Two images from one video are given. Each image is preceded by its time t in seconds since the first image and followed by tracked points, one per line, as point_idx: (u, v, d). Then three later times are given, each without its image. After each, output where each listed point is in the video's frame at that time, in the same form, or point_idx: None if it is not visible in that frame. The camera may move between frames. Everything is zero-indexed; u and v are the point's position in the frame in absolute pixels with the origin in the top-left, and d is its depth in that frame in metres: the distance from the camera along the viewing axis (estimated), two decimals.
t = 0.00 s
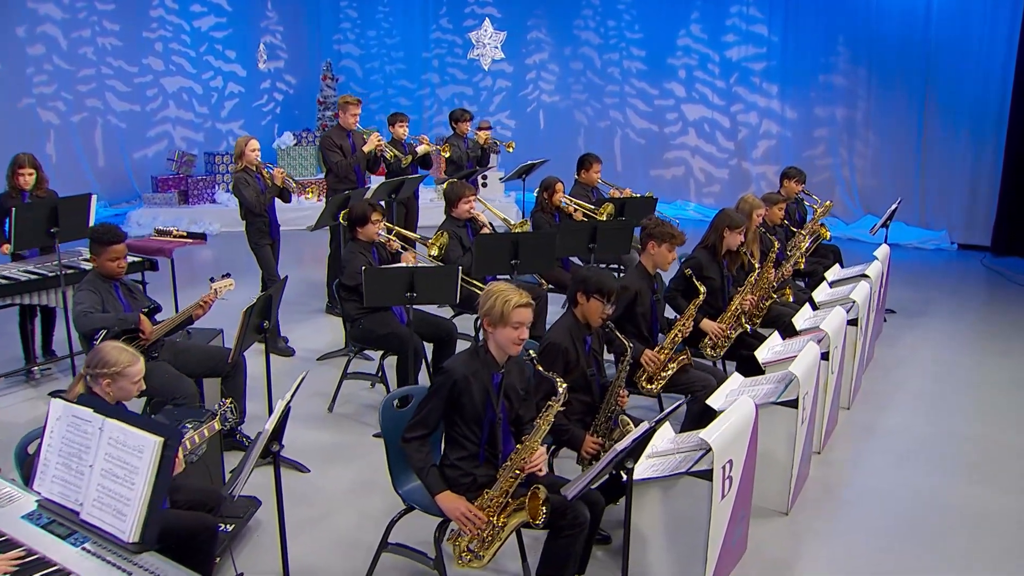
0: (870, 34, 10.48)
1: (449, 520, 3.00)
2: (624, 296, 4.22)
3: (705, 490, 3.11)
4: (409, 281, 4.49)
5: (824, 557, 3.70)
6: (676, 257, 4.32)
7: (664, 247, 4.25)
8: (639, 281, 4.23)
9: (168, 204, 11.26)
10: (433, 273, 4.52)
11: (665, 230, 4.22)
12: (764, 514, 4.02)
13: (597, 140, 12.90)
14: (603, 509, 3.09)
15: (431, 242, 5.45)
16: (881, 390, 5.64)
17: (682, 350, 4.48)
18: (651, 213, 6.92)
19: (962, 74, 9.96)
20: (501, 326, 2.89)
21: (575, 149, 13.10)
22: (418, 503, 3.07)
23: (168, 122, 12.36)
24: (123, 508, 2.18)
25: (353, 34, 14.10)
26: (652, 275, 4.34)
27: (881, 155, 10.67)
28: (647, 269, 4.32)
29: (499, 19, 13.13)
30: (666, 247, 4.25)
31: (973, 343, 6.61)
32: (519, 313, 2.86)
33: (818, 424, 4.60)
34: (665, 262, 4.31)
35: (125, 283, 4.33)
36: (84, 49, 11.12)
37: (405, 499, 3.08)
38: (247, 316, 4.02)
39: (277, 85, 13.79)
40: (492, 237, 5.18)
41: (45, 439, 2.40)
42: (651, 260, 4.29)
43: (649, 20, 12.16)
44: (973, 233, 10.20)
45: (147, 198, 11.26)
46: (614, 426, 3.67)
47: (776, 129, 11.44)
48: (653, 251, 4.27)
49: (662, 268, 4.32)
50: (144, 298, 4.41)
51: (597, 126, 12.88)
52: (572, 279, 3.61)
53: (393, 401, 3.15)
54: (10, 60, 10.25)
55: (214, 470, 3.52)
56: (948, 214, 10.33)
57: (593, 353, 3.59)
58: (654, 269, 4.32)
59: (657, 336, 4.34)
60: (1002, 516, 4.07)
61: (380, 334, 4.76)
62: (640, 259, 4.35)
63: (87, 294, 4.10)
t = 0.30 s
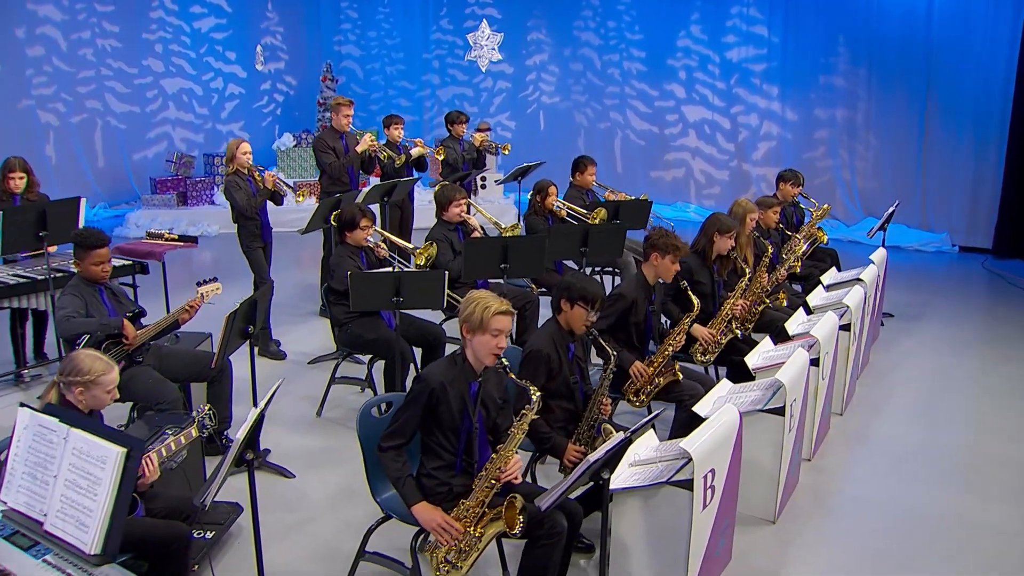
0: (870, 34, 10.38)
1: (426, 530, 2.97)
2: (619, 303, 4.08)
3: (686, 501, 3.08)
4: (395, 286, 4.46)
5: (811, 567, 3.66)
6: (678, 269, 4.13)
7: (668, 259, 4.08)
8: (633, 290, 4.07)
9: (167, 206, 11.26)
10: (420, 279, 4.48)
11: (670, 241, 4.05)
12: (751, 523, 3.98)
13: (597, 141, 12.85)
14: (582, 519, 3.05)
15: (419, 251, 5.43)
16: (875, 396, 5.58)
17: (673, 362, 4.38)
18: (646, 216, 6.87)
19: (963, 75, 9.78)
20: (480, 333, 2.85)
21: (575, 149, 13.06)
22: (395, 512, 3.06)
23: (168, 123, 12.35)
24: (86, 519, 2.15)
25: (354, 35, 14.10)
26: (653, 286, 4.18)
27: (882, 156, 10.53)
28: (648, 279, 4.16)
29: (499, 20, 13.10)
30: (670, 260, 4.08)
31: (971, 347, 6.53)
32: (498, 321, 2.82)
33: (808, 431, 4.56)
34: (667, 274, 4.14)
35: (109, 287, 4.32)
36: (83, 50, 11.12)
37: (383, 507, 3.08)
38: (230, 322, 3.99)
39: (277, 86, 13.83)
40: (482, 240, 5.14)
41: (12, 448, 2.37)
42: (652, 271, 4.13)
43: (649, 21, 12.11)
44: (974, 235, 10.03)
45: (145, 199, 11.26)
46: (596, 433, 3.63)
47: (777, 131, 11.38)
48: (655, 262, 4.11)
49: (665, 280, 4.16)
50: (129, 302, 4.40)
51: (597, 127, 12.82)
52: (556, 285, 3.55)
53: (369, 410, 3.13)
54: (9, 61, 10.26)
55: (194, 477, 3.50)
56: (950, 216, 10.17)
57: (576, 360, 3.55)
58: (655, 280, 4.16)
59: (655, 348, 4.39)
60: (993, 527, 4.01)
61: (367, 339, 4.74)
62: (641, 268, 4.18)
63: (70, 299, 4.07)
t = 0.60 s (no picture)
0: (875, 34, 10.22)
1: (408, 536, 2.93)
2: (615, 309, 3.96)
3: (670, 509, 3.04)
4: (387, 290, 4.45)
5: None
6: (676, 276, 4.00)
7: (667, 266, 3.97)
8: (627, 297, 3.96)
9: (172, 206, 11.29)
10: (412, 282, 4.47)
11: (669, 248, 3.93)
12: (741, 531, 3.94)
13: (603, 142, 12.81)
14: (564, 528, 3.03)
15: (414, 255, 5.41)
16: (874, 401, 5.52)
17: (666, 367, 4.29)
18: (646, 219, 6.87)
19: (972, 76, 9.61)
20: (460, 340, 2.83)
21: (580, 150, 13.01)
22: (377, 519, 3.04)
23: (173, 123, 12.39)
24: (56, 526, 2.15)
25: (360, 36, 14.09)
26: (650, 292, 4.06)
27: (888, 158, 10.38)
28: (645, 285, 4.05)
29: (504, 20, 13.06)
30: (669, 267, 3.96)
31: (975, 351, 6.43)
32: (479, 328, 2.79)
33: (803, 436, 4.51)
34: (664, 281, 4.02)
35: (100, 290, 4.32)
36: (89, 51, 11.16)
37: (365, 513, 3.06)
38: (219, 325, 3.98)
39: (283, 86, 13.86)
40: (477, 243, 5.17)
41: None
42: (650, 277, 4.01)
43: (653, 21, 12.04)
44: (981, 238, 9.84)
45: (149, 200, 11.29)
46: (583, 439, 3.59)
47: (782, 132, 11.26)
48: (654, 268, 3.99)
49: (662, 286, 4.04)
50: (120, 305, 4.40)
51: (602, 128, 12.78)
52: (545, 290, 3.49)
53: (353, 415, 3.11)
54: (14, 63, 10.32)
55: (178, 480, 3.52)
56: (958, 218, 10.00)
57: (564, 366, 3.50)
58: (652, 286, 4.04)
59: (649, 356, 4.29)
60: (985, 537, 3.94)
61: (360, 342, 4.75)
62: (639, 273, 4.07)
63: (61, 302, 4.07)
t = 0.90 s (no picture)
0: (888, 34, 10.09)
1: (397, 538, 2.89)
2: (612, 310, 3.92)
3: (661, 515, 3.01)
4: (385, 291, 4.45)
5: None
6: (673, 277, 3.95)
7: (662, 266, 3.91)
8: (623, 299, 3.91)
9: (183, 206, 11.35)
10: (410, 283, 4.45)
11: (665, 248, 3.87)
12: (738, 536, 3.89)
13: (614, 143, 12.74)
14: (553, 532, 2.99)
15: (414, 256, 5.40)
16: (879, 406, 5.44)
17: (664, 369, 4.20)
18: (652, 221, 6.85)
19: (987, 77, 9.47)
20: (445, 340, 2.82)
21: (592, 151, 12.94)
22: (367, 522, 3.00)
23: (186, 123, 12.46)
24: (33, 528, 2.16)
25: (372, 36, 14.08)
26: (646, 293, 4.02)
27: (901, 159, 10.23)
28: (641, 286, 4.00)
29: (516, 20, 13.02)
30: (665, 267, 3.90)
31: (986, 356, 6.33)
32: (462, 326, 2.78)
33: (803, 441, 4.45)
34: (659, 281, 3.97)
35: (100, 291, 4.33)
36: (102, 51, 11.26)
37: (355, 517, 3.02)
38: (216, 324, 3.99)
39: (296, 86, 13.92)
40: (478, 243, 5.14)
41: None
42: (645, 277, 3.96)
43: (665, 21, 11.97)
44: (996, 241, 9.70)
45: (161, 199, 11.37)
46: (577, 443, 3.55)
47: (794, 133, 11.13)
48: (649, 268, 3.94)
49: (658, 287, 3.99)
50: (119, 306, 4.41)
51: (614, 129, 12.72)
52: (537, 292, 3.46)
53: (343, 418, 3.10)
54: (28, 63, 10.42)
55: (171, 480, 3.53)
56: (973, 220, 9.83)
57: (557, 369, 3.46)
58: (648, 287, 3.99)
59: (646, 357, 4.17)
60: (989, 545, 3.87)
61: (359, 343, 4.75)
62: (635, 274, 4.02)
63: (60, 301, 4.08)
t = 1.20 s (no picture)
0: (907, 32, 9.94)
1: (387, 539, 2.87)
2: (611, 310, 3.88)
3: (654, 516, 2.99)
4: (388, 289, 4.44)
5: None
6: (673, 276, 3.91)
7: (661, 265, 3.85)
8: (623, 298, 3.88)
9: (199, 203, 11.43)
10: (412, 282, 4.45)
11: (664, 246, 3.82)
12: (737, 539, 3.85)
13: (630, 142, 12.66)
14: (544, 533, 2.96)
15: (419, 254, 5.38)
16: (888, 409, 5.36)
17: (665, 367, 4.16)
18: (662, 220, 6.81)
19: (1008, 76, 9.30)
20: (438, 344, 2.76)
21: (607, 149, 12.87)
22: (359, 521, 3.00)
23: (203, 122, 12.56)
24: (17, 521, 2.27)
25: (390, 35, 14.16)
26: (646, 292, 3.97)
27: (919, 159, 10.09)
28: (640, 285, 3.95)
29: (533, 18, 12.97)
30: (664, 266, 3.85)
31: (1000, 358, 6.21)
32: (455, 331, 2.74)
33: (807, 444, 4.39)
34: (659, 280, 3.92)
35: (105, 287, 4.36)
36: (121, 50, 11.36)
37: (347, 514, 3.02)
38: (217, 320, 4.00)
39: (313, 84, 13.97)
40: (483, 242, 5.14)
41: None
42: (645, 276, 3.91)
43: (682, 19, 11.87)
44: (1016, 242, 9.52)
45: (178, 197, 11.47)
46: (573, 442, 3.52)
47: (811, 132, 10.98)
48: (648, 267, 3.88)
49: (657, 286, 3.94)
50: (124, 302, 4.44)
51: (630, 128, 12.64)
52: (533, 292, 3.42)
53: (338, 416, 3.08)
54: (48, 62, 10.54)
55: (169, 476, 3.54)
56: (993, 221, 9.66)
57: (554, 369, 3.43)
58: (648, 286, 3.94)
59: (647, 357, 4.10)
60: (995, 551, 3.81)
61: (362, 341, 4.76)
62: (634, 273, 3.97)
63: (64, 298, 4.12)
